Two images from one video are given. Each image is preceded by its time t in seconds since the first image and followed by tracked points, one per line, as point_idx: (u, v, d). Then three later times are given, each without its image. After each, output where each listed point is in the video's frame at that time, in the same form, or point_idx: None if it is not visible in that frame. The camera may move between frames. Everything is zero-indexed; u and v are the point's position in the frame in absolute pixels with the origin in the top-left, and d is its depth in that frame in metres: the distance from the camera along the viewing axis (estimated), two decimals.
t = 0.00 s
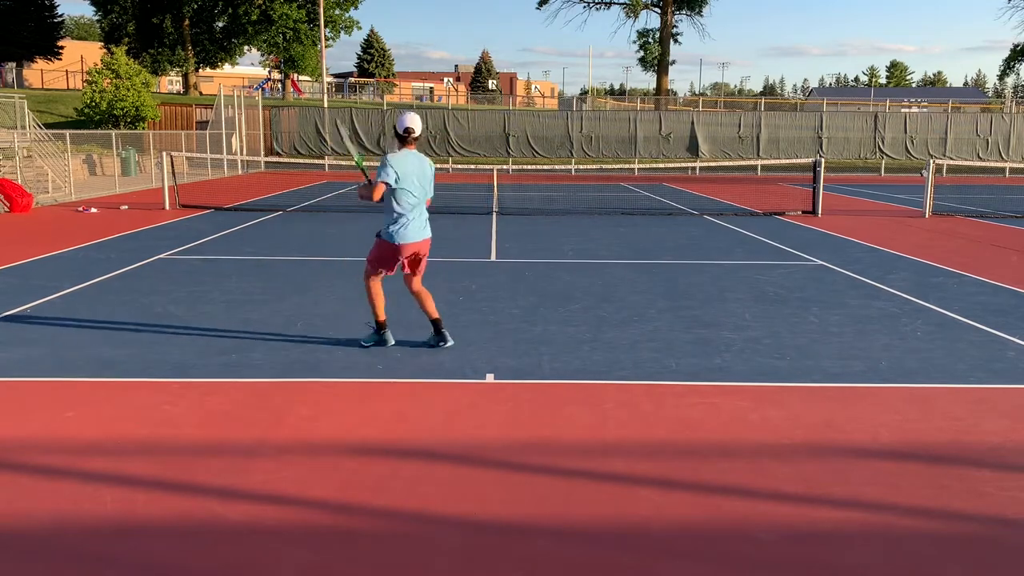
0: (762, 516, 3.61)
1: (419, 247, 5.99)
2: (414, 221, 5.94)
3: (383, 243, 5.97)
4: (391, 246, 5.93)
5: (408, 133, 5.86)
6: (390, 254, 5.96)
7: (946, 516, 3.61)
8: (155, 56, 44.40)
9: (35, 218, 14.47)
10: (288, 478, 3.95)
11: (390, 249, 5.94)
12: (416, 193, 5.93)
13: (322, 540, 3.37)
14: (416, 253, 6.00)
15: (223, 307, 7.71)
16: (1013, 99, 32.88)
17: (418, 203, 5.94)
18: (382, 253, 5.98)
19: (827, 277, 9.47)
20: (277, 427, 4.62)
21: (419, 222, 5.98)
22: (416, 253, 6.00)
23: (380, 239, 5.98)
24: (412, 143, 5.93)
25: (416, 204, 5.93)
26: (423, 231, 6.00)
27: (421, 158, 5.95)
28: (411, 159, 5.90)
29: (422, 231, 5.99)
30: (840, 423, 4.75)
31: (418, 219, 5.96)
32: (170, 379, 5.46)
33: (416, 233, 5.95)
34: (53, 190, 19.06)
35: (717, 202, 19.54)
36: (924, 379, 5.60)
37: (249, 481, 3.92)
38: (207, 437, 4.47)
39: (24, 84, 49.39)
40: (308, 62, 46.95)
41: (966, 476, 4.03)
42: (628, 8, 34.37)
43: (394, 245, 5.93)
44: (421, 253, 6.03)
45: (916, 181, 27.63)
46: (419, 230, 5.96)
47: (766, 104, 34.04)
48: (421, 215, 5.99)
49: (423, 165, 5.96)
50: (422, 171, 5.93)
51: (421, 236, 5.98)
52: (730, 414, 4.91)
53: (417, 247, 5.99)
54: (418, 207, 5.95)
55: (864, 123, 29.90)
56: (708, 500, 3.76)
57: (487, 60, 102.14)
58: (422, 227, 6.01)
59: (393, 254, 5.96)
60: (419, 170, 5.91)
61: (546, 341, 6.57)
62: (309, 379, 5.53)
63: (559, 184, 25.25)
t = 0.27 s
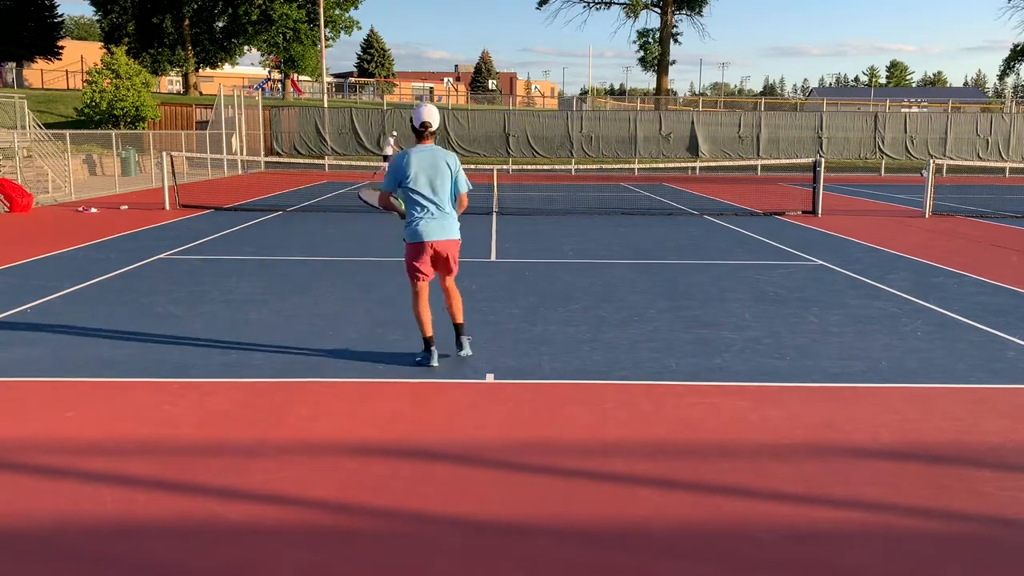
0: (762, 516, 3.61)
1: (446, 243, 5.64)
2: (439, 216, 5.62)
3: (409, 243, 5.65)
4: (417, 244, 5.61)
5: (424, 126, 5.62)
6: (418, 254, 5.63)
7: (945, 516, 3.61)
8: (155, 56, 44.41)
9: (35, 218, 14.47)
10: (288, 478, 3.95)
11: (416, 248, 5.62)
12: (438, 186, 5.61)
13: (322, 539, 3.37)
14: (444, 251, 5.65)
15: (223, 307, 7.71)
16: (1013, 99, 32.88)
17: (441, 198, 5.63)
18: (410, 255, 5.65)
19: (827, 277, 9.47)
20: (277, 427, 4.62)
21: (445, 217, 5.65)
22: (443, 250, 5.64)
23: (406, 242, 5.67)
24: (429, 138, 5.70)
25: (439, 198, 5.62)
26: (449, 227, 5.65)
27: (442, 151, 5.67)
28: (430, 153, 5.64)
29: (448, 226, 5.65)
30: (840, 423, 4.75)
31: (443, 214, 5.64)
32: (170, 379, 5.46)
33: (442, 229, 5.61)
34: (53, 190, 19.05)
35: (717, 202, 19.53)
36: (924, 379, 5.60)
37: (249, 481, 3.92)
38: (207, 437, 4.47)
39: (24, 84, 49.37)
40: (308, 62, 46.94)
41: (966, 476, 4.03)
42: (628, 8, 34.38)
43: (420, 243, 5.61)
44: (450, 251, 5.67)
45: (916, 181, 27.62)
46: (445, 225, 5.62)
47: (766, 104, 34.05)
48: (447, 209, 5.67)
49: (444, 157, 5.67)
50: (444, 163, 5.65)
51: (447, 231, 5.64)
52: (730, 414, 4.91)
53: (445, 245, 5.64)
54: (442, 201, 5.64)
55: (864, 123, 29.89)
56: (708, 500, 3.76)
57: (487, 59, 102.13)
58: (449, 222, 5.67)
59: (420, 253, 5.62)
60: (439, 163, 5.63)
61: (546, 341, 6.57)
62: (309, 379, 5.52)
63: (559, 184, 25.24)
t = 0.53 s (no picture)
0: (762, 516, 3.61)
1: (468, 251, 5.11)
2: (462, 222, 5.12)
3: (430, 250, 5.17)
4: (437, 250, 5.12)
5: (457, 130, 5.23)
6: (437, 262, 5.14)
7: (945, 516, 3.61)
8: (155, 56, 44.43)
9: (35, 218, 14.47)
10: (288, 479, 3.95)
11: (435, 255, 5.13)
12: (465, 191, 5.13)
13: (322, 540, 3.37)
14: (465, 259, 5.11)
15: (223, 307, 7.71)
16: (1013, 99, 32.89)
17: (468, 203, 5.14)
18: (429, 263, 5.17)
19: (827, 277, 9.46)
20: (277, 428, 4.62)
21: (470, 224, 5.14)
22: (464, 259, 5.11)
23: (427, 249, 5.21)
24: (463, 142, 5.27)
25: (464, 203, 5.13)
26: (473, 236, 5.13)
27: (474, 155, 5.21)
28: (459, 155, 5.18)
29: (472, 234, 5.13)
30: (840, 423, 4.75)
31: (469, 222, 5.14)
32: (171, 380, 5.46)
33: (463, 236, 5.11)
34: (53, 190, 19.06)
35: (717, 202, 19.53)
36: (924, 379, 5.61)
37: (249, 481, 3.92)
38: (207, 437, 4.47)
39: (24, 84, 49.39)
40: (308, 62, 46.95)
41: (966, 475, 4.03)
42: (628, 8, 34.39)
43: (440, 249, 5.11)
44: (472, 261, 5.11)
45: (916, 181, 27.62)
46: (468, 233, 5.12)
47: (766, 104, 34.05)
48: (472, 216, 5.16)
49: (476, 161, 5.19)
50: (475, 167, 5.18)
51: (471, 240, 5.12)
52: (730, 414, 4.91)
53: (466, 252, 5.11)
54: (468, 207, 5.15)
55: (864, 123, 29.91)
56: (708, 500, 3.76)
57: (487, 59, 102.10)
58: (474, 230, 5.15)
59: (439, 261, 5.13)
60: (468, 166, 5.15)
61: (546, 342, 6.57)
62: (310, 379, 5.53)
63: (558, 185, 25.25)
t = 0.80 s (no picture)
0: (762, 516, 3.61)
1: (476, 251, 4.73)
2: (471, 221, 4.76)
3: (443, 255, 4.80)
4: (444, 251, 4.77)
5: (469, 125, 4.85)
6: (449, 267, 4.80)
7: (945, 516, 3.61)
8: (155, 56, 44.42)
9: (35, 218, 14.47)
10: (288, 479, 3.95)
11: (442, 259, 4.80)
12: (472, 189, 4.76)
13: (322, 540, 3.37)
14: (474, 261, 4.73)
15: (223, 307, 7.71)
16: (1013, 99, 32.88)
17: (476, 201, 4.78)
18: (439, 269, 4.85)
19: (827, 277, 9.46)
20: (277, 427, 4.62)
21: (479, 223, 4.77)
22: (472, 261, 4.73)
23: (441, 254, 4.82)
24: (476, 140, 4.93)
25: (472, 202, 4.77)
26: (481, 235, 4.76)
27: (486, 152, 4.85)
28: (469, 154, 4.85)
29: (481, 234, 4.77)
30: (840, 423, 4.75)
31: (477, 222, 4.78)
32: (171, 380, 5.46)
33: (471, 236, 4.75)
34: (53, 190, 19.05)
35: (717, 202, 19.53)
36: (924, 379, 5.61)
37: (249, 481, 3.92)
38: (207, 437, 4.47)
39: (24, 84, 49.37)
40: (308, 62, 46.95)
41: (966, 476, 4.03)
42: (628, 8, 34.39)
43: (447, 251, 4.76)
44: (481, 261, 4.74)
45: (916, 181, 27.61)
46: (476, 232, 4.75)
47: (767, 104, 34.05)
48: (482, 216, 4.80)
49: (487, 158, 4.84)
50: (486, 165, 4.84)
51: (480, 241, 4.76)
52: (730, 414, 4.91)
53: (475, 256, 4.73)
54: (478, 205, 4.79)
55: (864, 123, 29.90)
56: (708, 500, 3.76)
57: (487, 59, 102.05)
58: (483, 230, 4.78)
59: (448, 265, 4.79)
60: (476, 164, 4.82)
61: (546, 342, 6.56)
62: (310, 379, 5.53)
63: (558, 185, 25.24)
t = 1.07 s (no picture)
0: (762, 516, 3.61)
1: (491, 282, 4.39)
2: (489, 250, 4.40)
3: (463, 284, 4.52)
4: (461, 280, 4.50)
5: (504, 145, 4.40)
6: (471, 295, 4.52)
7: (946, 516, 3.61)
8: (155, 56, 44.42)
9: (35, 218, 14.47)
10: (289, 479, 3.94)
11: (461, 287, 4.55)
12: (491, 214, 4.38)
13: (322, 540, 3.37)
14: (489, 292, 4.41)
15: (222, 307, 7.71)
16: (1013, 99, 32.89)
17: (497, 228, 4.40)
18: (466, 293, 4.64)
19: (827, 277, 9.46)
20: (277, 428, 4.62)
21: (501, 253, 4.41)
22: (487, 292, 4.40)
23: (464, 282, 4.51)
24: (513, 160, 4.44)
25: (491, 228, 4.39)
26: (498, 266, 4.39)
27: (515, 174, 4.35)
28: (494, 174, 4.39)
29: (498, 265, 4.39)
30: (840, 423, 4.75)
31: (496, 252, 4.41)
32: (171, 380, 5.46)
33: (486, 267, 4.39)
34: (53, 190, 19.05)
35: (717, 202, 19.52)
36: (924, 379, 5.61)
37: (249, 481, 3.92)
38: (207, 437, 4.47)
39: (24, 84, 49.36)
40: (308, 62, 46.94)
41: (966, 475, 4.03)
42: (628, 7, 34.39)
43: (464, 280, 4.48)
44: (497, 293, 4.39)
45: (916, 181, 27.61)
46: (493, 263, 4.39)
47: (767, 105, 34.03)
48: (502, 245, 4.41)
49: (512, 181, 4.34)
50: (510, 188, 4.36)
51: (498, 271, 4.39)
52: (731, 414, 4.91)
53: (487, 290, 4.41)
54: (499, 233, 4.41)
55: (864, 123, 29.90)
56: (708, 500, 3.76)
57: (487, 59, 101.99)
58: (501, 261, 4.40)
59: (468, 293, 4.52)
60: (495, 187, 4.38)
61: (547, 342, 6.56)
62: (311, 379, 5.53)
63: (558, 185, 25.24)
